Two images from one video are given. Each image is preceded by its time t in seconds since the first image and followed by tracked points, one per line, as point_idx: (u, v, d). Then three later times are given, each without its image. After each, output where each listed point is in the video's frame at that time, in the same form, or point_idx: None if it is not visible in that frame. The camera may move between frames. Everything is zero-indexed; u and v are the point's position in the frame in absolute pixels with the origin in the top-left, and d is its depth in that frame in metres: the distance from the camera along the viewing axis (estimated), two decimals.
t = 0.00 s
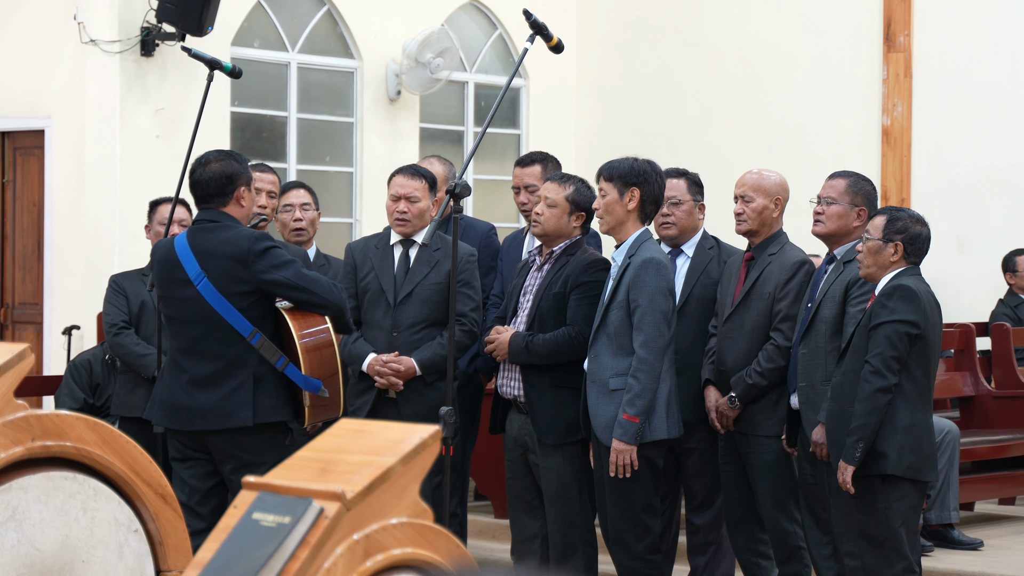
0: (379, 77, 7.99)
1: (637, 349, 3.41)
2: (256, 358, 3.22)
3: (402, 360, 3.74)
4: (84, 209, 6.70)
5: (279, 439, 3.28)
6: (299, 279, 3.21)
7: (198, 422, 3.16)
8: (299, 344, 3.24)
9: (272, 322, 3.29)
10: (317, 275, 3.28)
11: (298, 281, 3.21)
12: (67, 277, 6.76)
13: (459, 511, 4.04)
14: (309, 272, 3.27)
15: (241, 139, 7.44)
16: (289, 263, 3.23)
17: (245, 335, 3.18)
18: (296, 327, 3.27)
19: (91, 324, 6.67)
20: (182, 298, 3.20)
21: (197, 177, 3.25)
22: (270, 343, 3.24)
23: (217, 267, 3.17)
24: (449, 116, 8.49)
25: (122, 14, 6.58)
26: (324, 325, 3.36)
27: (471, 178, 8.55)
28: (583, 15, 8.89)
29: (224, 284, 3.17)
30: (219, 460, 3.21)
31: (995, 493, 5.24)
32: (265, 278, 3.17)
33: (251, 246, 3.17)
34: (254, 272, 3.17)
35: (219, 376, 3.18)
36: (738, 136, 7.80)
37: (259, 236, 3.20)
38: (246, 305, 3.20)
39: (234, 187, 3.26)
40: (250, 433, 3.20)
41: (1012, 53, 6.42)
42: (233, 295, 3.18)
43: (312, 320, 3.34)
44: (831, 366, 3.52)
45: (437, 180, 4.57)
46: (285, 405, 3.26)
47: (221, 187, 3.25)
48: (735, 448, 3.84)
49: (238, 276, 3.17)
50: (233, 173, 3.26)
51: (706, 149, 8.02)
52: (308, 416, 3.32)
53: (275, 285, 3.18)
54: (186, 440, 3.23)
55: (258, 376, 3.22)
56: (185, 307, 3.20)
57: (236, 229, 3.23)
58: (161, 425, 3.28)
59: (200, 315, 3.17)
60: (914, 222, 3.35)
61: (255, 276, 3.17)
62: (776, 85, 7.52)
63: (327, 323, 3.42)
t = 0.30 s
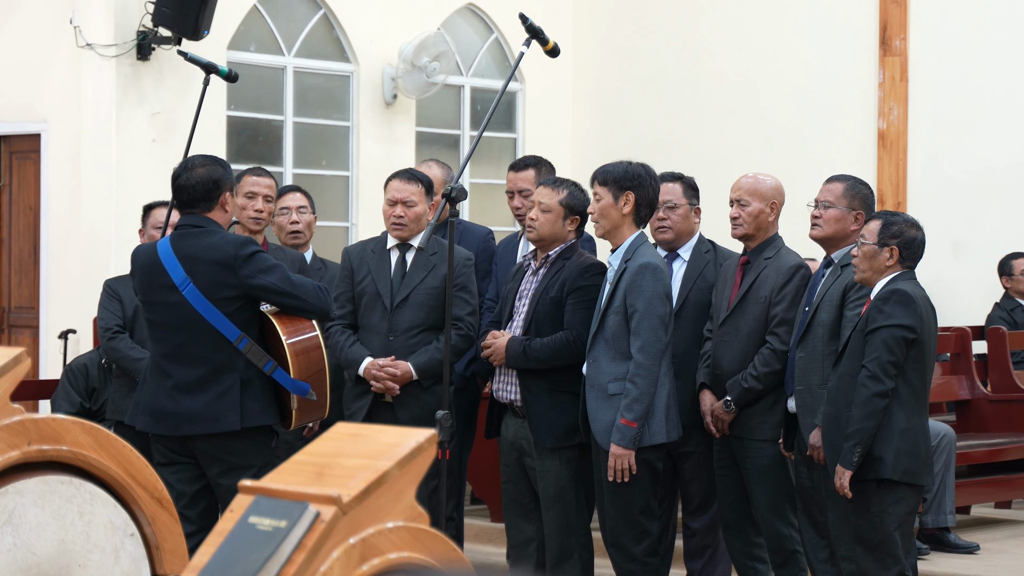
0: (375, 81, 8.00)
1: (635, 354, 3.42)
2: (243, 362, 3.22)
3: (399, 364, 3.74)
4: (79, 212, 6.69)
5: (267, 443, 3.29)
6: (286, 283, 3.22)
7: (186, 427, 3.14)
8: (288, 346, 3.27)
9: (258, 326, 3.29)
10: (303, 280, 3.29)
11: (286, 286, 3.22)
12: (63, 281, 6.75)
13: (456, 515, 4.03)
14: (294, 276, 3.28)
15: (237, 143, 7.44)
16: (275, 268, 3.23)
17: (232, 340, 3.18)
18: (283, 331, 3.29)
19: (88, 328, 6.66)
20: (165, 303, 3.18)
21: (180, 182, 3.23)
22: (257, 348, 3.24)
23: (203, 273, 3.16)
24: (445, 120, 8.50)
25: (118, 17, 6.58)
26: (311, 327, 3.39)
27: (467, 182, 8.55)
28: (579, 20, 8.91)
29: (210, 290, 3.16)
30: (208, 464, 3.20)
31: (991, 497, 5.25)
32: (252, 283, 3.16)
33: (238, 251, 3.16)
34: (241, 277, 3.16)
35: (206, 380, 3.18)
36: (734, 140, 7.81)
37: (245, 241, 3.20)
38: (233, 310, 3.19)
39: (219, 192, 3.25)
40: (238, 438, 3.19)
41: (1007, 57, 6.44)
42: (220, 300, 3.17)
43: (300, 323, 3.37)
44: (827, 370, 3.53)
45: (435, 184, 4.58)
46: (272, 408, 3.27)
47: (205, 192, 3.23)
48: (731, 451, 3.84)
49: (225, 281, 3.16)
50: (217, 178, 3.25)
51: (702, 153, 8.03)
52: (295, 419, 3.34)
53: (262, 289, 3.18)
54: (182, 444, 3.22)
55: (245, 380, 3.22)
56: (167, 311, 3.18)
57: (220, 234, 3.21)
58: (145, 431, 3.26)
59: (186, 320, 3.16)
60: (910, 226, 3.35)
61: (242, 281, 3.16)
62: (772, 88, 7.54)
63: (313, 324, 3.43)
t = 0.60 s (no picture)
0: (372, 85, 8.00)
1: (638, 359, 3.43)
2: (235, 366, 3.22)
3: (396, 368, 3.73)
4: (77, 216, 6.69)
5: (258, 446, 3.29)
6: (277, 286, 3.25)
7: (179, 431, 3.14)
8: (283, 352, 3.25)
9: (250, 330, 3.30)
10: (293, 283, 3.32)
11: (277, 289, 3.24)
12: (60, 285, 6.74)
13: (453, 519, 4.03)
14: (285, 280, 3.30)
15: (234, 146, 7.43)
16: (266, 271, 3.25)
17: (225, 344, 3.17)
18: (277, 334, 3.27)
19: (84, 332, 6.65)
20: (157, 309, 3.17)
21: (166, 188, 3.22)
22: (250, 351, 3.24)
23: (195, 277, 3.16)
24: (443, 124, 8.51)
25: (115, 21, 6.57)
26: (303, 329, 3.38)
27: (464, 186, 8.55)
28: (576, 24, 8.93)
29: (203, 294, 3.16)
30: (201, 469, 3.19)
31: (988, 501, 5.25)
32: (244, 285, 3.18)
33: (229, 255, 3.17)
34: (233, 280, 3.17)
35: (198, 385, 3.17)
36: (731, 144, 7.82)
37: (235, 245, 3.21)
38: (225, 314, 3.19)
39: (205, 197, 3.26)
40: (230, 441, 3.19)
41: (1004, 60, 6.45)
42: (213, 304, 3.17)
43: (292, 326, 3.35)
44: (825, 374, 3.54)
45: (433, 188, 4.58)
46: (265, 411, 3.28)
47: (192, 197, 3.23)
48: (728, 455, 3.85)
49: (217, 285, 3.17)
50: (204, 183, 3.25)
51: (700, 156, 8.04)
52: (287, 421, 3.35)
53: (255, 292, 3.20)
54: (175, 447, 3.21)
55: (238, 383, 3.22)
56: (160, 317, 3.17)
57: (210, 238, 3.22)
58: (137, 437, 3.24)
59: (181, 325, 3.15)
60: (904, 230, 3.35)
61: (234, 284, 3.18)
62: (769, 92, 7.55)
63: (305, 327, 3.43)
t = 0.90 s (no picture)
0: (370, 88, 8.01)
1: (638, 362, 3.43)
2: (227, 368, 3.21)
3: (394, 370, 3.73)
4: (75, 218, 6.68)
5: (252, 448, 3.29)
6: (268, 287, 3.24)
7: (172, 434, 3.13)
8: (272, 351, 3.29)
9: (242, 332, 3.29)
10: (284, 284, 3.31)
11: (267, 290, 3.23)
12: (58, 287, 6.73)
13: (451, 522, 4.02)
14: (276, 280, 3.30)
15: (233, 149, 7.44)
16: (256, 272, 3.24)
17: (216, 345, 3.17)
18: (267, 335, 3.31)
19: (83, 335, 6.64)
20: (149, 311, 3.17)
21: (155, 191, 3.23)
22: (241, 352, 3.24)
23: (185, 279, 3.16)
24: (441, 127, 8.51)
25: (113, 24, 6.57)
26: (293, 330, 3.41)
27: (463, 189, 8.56)
28: (575, 28, 8.94)
29: (193, 296, 3.16)
30: (195, 471, 3.18)
31: (986, 505, 5.25)
32: (234, 287, 3.17)
33: (219, 256, 3.17)
34: (223, 282, 3.17)
35: (190, 387, 3.16)
36: (730, 148, 7.83)
37: (225, 246, 3.20)
38: (216, 315, 3.19)
39: (193, 199, 3.25)
40: (223, 443, 3.19)
41: (1003, 64, 6.45)
42: (203, 306, 3.17)
43: (282, 327, 3.39)
44: (823, 378, 3.54)
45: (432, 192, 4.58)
46: (257, 413, 3.28)
47: (180, 199, 3.23)
48: (726, 458, 3.85)
49: (207, 286, 3.16)
50: (191, 184, 3.24)
51: (697, 159, 8.05)
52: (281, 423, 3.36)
53: (244, 294, 3.19)
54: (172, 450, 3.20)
55: (229, 385, 3.22)
56: (152, 319, 3.16)
57: (200, 240, 3.22)
58: (131, 441, 3.23)
59: (176, 326, 3.15)
60: (898, 234, 3.36)
61: (224, 286, 3.17)
62: (767, 96, 7.56)
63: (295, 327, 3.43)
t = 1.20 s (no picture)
0: (370, 91, 8.01)
1: (639, 366, 3.43)
2: (218, 371, 3.20)
3: (393, 373, 3.73)
4: (75, 221, 6.67)
5: (251, 451, 3.27)
6: (255, 289, 3.19)
7: (167, 437, 3.14)
8: (257, 355, 3.26)
9: (233, 336, 3.28)
10: (273, 285, 3.24)
11: (254, 292, 3.18)
12: (58, 290, 6.74)
13: (450, 525, 4.02)
14: (265, 282, 3.24)
15: (232, 152, 7.44)
16: (245, 274, 3.20)
17: (205, 349, 3.17)
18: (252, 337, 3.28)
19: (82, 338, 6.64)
20: (143, 316, 3.18)
21: (150, 194, 3.25)
22: (229, 355, 3.23)
23: (173, 282, 3.15)
24: (441, 130, 8.52)
25: (112, 27, 6.58)
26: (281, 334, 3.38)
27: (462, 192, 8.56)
28: (574, 32, 8.95)
29: (181, 299, 3.15)
30: (193, 474, 3.19)
31: (985, 509, 5.25)
32: (221, 290, 3.15)
33: (206, 259, 3.14)
34: (210, 285, 3.14)
35: (183, 390, 3.17)
36: (729, 152, 7.83)
37: (213, 249, 3.17)
38: (205, 318, 3.18)
39: (183, 200, 3.23)
40: (218, 446, 3.18)
41: (1001, 68, 6.46)
42: (192, 309, 3.16)
43: (268, 328, 3.36)
44: (822, 383, 3.54)
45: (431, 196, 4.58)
46: (249, 416, 3.25)
47: (170, 202, 3.23)
48: (725, 462, 3.85)
49: (195, 290, 3.15)
50: (181, 187, 3.23)
51: (696, 163, 8.07)
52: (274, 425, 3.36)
53: (231, 297, 3.16)
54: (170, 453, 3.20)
55: (220, 388, 3.20)
56: (146, 323, 3.17)
57: (191, 243, 3.20)
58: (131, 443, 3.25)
59: (173, 329, 3.15)
60: (895, 238, 3.35)
61: (211, 289, 3.15)
62: (766, 101, 7.56)
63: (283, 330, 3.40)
